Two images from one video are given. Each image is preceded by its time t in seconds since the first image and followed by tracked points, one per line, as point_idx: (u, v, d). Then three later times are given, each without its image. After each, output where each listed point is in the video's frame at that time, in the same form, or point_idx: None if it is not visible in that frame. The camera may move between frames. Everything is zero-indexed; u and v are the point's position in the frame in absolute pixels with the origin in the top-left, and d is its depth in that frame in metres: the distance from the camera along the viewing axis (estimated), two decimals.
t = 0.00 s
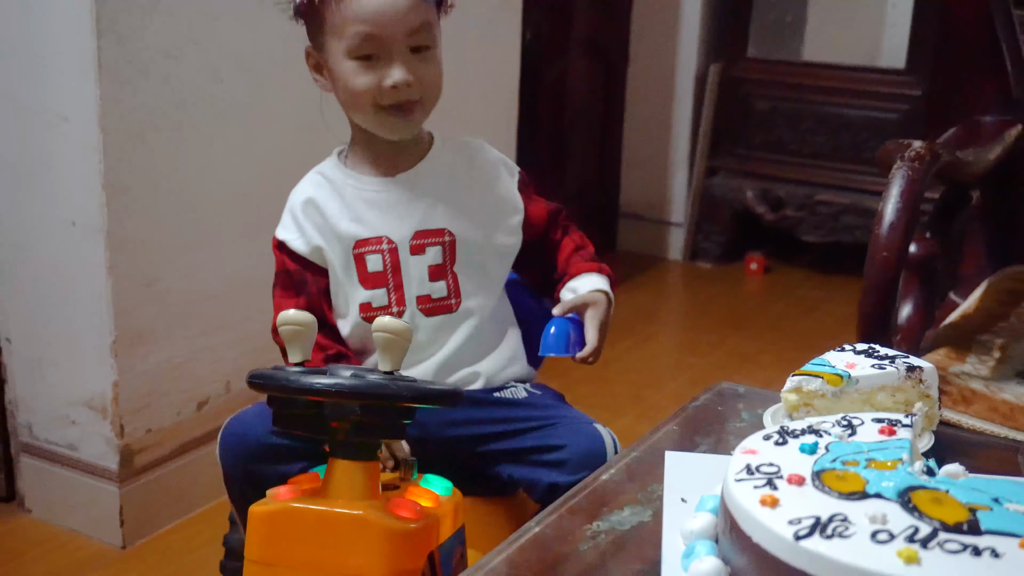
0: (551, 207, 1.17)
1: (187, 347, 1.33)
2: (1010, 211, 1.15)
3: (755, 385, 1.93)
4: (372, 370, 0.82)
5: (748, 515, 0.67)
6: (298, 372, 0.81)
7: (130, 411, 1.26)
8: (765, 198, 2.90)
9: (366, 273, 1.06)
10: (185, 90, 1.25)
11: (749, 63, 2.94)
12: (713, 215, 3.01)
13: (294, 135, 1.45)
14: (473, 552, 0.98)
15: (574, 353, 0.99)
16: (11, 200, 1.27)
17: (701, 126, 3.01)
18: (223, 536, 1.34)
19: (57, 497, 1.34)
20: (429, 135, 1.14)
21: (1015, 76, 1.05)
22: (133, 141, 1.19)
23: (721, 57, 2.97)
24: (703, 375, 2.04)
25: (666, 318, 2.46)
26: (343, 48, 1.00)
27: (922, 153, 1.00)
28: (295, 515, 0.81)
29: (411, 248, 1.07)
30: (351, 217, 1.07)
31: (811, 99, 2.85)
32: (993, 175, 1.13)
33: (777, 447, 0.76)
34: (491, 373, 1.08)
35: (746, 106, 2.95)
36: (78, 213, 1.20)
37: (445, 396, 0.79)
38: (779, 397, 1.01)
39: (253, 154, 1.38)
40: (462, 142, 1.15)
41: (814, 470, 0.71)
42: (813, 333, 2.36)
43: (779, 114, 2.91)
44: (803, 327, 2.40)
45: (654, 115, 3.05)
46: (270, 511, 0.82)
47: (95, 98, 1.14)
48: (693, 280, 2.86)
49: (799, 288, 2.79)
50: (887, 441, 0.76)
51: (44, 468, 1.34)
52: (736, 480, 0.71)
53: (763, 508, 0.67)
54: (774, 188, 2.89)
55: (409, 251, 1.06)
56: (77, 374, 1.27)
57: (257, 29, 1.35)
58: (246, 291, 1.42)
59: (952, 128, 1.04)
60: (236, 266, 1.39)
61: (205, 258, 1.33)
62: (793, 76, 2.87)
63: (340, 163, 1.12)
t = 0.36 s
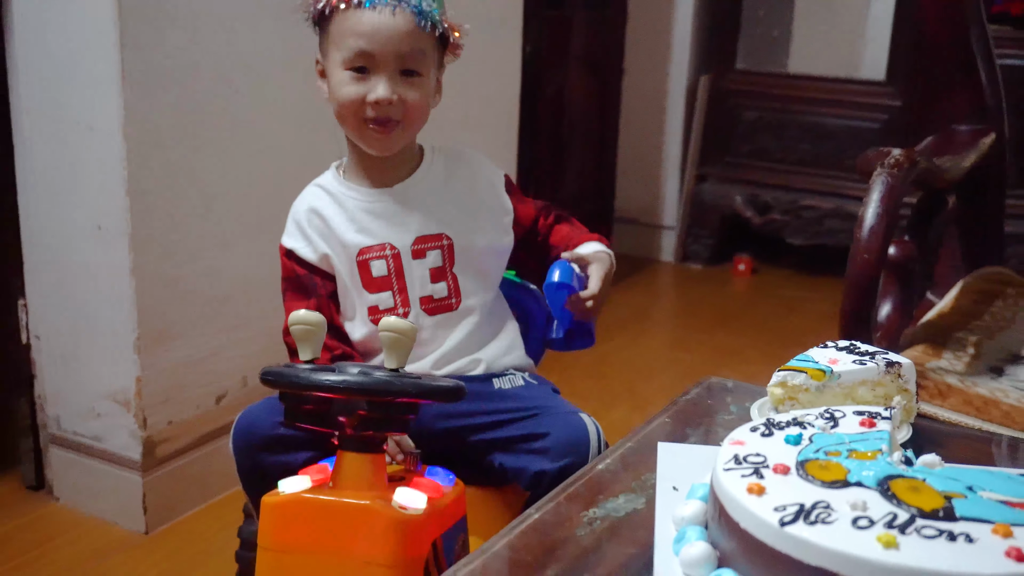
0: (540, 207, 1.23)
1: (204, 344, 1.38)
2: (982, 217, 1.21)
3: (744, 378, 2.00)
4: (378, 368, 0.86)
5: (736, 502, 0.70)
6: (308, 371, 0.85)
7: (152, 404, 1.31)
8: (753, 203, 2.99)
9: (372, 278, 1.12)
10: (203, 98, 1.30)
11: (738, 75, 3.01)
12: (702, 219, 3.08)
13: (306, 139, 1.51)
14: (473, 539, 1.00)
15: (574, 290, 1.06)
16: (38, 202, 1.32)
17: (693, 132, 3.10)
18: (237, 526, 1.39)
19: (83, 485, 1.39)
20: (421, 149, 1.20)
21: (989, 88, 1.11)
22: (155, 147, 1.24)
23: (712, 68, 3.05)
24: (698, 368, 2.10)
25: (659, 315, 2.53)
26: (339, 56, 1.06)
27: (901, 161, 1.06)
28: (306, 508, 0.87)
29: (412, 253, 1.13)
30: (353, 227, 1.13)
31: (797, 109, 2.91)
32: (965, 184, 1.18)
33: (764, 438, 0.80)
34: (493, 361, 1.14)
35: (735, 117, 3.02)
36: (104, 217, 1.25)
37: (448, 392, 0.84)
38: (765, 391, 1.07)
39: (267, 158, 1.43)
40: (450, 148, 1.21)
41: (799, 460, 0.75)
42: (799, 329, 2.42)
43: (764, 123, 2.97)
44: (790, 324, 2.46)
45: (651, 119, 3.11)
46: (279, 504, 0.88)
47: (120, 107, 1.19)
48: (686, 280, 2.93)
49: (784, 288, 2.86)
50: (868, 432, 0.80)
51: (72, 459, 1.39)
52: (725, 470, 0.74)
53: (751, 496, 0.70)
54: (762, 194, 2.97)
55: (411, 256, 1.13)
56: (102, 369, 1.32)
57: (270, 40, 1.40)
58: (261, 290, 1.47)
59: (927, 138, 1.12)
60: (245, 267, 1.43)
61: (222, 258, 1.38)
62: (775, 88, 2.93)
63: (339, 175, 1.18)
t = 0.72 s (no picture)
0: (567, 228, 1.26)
1: (217, 344, 1.42)
2: (961, 219, 1.27)
3: (736, 374, 2.05)
4: (385, 365, 0.90)
5: (729, 493, 0.73)
6: (316, 367, 0.89)
7: (167, 401, 1.35)
8: (742, 207, 3.03)
9: (404, 248, 1.15)
10: (218, 107, 1.35)
11: (731, 85, 3.06)
12: (695, 221, 3.12)
13: (317, 144, 1.55)
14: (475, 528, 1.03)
15: (570, 357, 1.06)
16: (62, 204, 1.36)
17: (686, 137, 3.15)
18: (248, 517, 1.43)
19: (101, 477, 1.43)
20: (479, 152, 1.23)
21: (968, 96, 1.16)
22: (171, 154, 1.29)
23: (704, 78, 3.10)
24: (692, 366, 2.14)
25: (654, 314, 2.58)
26: (407, 44, 1.10)
27: (885, 166, 1.10)
28: (314, 497, 0.91)
29: (447, 235, 1.15)
30: (399, 197, 1.17)
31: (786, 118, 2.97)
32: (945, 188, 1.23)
33: (755, 432, 0.83)
34: (507, 362, 1.16)
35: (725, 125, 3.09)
36: (121, 220, 1.29)
37: (451, 387, 0.88)
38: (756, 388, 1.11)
39: (279, 163, 1.48)
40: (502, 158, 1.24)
41: (789, 453, 0.78)
42: (786, 328, 2.46)
43: (755, 131, 3.04)
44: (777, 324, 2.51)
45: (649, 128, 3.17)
46: (291, 493, 0.92)
47: (138, 116, 1.23)
48: (679, 281, 2.98)
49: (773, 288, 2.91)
50: (854, 426, 0.84)
51: (90, 452, 1.43)
52: (718, 462, 0.77)
53: (742, 487, 0.72)
54: (751, 198, 3.01)
55: (445, 238, 1.15)
56: (120, 368, 1.36)
57: (284, 51, 1.45)
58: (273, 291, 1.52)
59: (912, 145, 1.17)
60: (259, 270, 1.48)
61: (235, 260, 1.43)
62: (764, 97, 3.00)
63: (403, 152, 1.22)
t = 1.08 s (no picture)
0: (602, 238, 1.19)
1: (217, 343, 1.43)
2: (958, 219, 1.27)
3: (732, 372, 2.05)
4: (385, 362, 0.91)
5: (725, 490, 0.73)
6: (318, 366, 0.90)
7: (168, 398, 1.36)
8: (740, 206, 3.06)
9: (428, 231, 1.13)
10: (217, 108, 1.35)
11: (727, 85, 3.05)
12: (691, 222, 3.14)
13: (317, 144, 1.56)
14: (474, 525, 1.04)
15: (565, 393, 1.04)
16: (63, 205, 1.37)
17: (684, 133, 3.15)
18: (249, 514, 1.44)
19: (103, 475, 1.44)
20: (518, 150, 1.18)
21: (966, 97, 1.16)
22: (172, 154, 1.29)
23: (702, 78, 3.10)
24: (685, 364, 2.15)
25: (651, 311, 2.59)
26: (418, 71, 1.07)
27: (882, 165, 1.10)
28: (315, 494, 0.92)
29: (472, 224, 1.12)
30: (432, 177, 1.15)
31: (783, 117, 2.96)
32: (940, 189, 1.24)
33: (751, 430, 0.84)
34: (514, 363, 1.13)
35: (722, 126, 3.08)
36: (122, 219, 1.30)
37: (451, 385, 0.88)
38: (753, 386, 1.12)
39: (279, 164, 1.48)
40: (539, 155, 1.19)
41: (785, 451, 0.79)
42: (781, 326, 2.47)
43: (751, 131, 3.03)
44: (772, 322, 2.52)
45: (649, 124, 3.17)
46: (292, 491, 0.92)
47: (137, 117, 1.24)
48: (676, 279, 2.99)
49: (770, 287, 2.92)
50: (850, 423, 0.85)
51: (92, 450, 1.44)
52: (714, 459, 0.78)
53: (739, 484, 0.73)
54: (749, 197, 3.04)
55: (469, 226, 1.12)
56: (122, 367, 1.37)
57: (284, 52, 1.45)
58: (273, 290, 1.52)
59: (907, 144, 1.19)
60: (262, 271, 1.49)
61: (236, 259, 1.43)
62: (761, 96, 3.00)
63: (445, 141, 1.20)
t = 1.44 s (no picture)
0: (597, 230, 1.20)
1: (219, 342, 1.44)
2: (949, 220, 1.29)
3: (726, 370, 2.07)
4: (385, 361, 0.93)
5: (719, 486, 0.75)
6: (319, 363, 0.92)
7: (171, 397, 1.38)
8: (733, 207, 3.07)
9: (416, 235, 1.14)
10: (220, 110, 1.37)
11: (720, 88, 3.07)
12: (687, 221, 3.15)
13: (318, 146, 1.57)
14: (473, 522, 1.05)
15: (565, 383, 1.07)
16: (68, 206, 1.38)
17: (679, 133, 3.15)
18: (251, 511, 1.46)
19: (106, 472, 1.45)
20: (506, 143, 1.19)
21: (955, 100, 1.18)
22: (175, 155, 1.31)
23: (696, 80, 3.11)
24: (681, 362, 2.17)
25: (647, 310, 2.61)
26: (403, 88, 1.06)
27: (873, 166, 1.12)
28: (316, 490, 0.94)
29: (457, 226, 1.13)
30: (420, 182, 1.16)
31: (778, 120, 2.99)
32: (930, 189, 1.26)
33: (746, 427, 0.86)
34: (506, 361, 1.14)
35: (716, 128, 3.10)
36: (126, 220, 1.32)
37: (449, 383, 0.90)
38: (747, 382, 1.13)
39: (281, 165, 1.50)
40: (530, 153, 1.20)
41: (778, 448, 0.80)
42: (777, 325, 2.49)
43: (745, 134, 3.05)
44: (767, 320, 2.54)
45: (646, 129, 3.19)
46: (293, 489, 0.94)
47: (142, 119, 1.26)
48: (672, 279, 3.01)
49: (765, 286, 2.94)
50: (843, 421, 0.86)
51: (96, 448, 1.45)
52: (709, 456, 0.79)
53: (733, 481, 0.74)
54: (742, 198, 3.06)
55: (455, 229, 1.13)
56: (125, 366, 1.39)
57: (285, 55, 1.47)
58: (274, 290, 1.54)
59: (897, 146, 1.21)
60: (264, 271, 1.51)
61: (238, 260, 1.45)
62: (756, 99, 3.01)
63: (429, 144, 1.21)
